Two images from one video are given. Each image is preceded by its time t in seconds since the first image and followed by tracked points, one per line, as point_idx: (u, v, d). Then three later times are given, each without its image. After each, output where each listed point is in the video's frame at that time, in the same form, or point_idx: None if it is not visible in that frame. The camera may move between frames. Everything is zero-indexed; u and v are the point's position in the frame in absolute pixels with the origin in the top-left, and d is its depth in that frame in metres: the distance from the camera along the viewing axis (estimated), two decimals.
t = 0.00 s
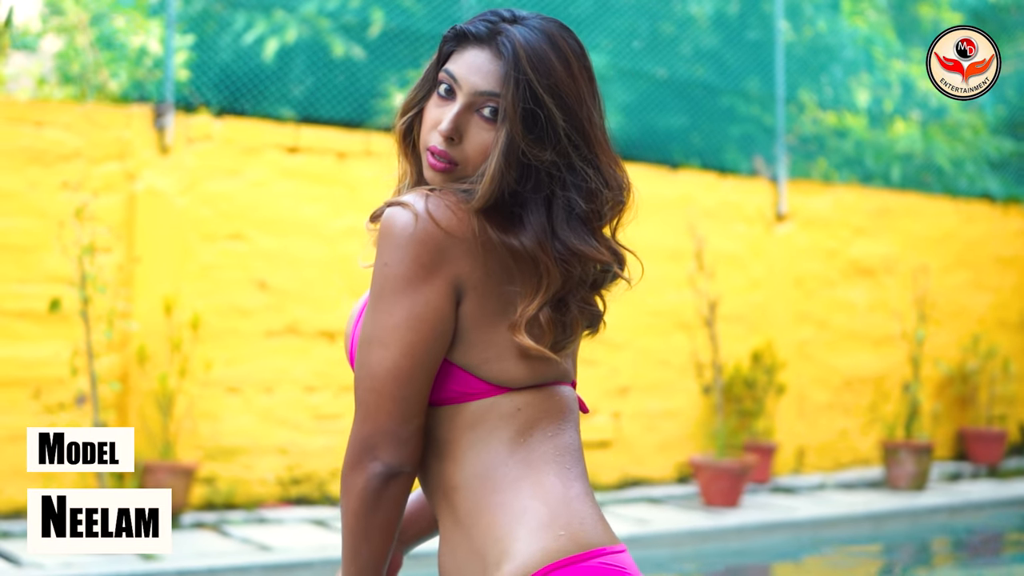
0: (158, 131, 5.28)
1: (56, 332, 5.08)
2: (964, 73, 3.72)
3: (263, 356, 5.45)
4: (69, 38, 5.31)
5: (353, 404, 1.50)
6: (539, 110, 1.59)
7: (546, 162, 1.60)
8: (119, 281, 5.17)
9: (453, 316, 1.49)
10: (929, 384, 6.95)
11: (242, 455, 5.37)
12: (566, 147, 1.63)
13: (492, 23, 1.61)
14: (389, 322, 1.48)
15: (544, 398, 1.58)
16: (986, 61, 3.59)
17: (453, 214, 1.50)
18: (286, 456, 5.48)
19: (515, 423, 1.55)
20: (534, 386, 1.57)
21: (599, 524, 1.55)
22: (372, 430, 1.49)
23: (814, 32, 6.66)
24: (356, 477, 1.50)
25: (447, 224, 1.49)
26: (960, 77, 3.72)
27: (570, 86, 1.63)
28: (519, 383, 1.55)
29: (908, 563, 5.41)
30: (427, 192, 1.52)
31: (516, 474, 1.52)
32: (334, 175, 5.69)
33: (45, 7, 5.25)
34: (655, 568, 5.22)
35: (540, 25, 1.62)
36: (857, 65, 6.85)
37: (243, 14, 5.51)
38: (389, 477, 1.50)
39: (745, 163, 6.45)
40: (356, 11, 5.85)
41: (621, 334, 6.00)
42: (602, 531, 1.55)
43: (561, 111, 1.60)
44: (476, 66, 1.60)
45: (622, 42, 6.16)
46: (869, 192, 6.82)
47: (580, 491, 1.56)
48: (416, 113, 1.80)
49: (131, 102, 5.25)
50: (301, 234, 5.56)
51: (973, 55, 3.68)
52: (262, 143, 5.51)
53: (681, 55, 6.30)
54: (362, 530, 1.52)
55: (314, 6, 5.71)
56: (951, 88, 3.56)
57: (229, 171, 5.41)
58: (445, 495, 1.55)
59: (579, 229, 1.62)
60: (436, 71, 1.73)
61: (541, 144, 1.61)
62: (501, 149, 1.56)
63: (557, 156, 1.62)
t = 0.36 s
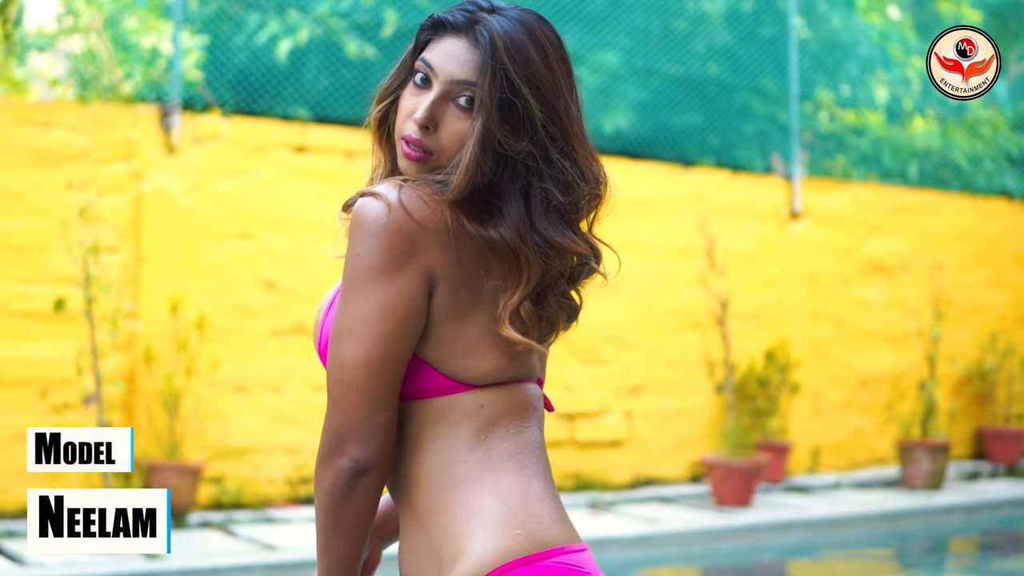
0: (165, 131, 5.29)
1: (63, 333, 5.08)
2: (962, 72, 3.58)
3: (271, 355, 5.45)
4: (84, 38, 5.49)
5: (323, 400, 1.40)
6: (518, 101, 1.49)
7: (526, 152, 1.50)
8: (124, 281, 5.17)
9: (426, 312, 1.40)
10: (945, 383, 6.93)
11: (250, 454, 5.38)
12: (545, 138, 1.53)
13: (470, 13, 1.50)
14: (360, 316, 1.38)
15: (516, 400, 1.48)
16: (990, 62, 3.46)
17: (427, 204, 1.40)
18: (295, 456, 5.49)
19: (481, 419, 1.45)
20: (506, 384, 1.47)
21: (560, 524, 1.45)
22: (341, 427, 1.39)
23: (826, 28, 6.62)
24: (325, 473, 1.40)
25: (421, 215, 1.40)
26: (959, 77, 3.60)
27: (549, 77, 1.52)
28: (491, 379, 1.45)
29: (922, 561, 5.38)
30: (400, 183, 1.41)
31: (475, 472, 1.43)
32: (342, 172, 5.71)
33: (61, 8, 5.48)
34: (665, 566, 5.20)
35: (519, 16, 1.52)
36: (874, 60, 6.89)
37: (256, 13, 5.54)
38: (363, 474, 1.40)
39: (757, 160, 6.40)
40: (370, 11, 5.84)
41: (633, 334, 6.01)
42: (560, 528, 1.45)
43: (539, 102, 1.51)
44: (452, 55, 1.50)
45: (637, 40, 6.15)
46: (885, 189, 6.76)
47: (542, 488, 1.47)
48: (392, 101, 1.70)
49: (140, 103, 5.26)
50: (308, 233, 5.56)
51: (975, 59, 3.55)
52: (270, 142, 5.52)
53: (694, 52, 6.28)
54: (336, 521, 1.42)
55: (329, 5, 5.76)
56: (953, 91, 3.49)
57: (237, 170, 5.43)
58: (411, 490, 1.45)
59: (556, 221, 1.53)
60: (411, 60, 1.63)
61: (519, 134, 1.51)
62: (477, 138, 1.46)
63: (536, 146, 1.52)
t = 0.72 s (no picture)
0: (184, 134, 5.30)
1: (81, 336, 5.10)
2: (964, 74, 3.36)
3: (290, 357, 5.45)
4: (110, 41, 5.52)
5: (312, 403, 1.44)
6: (513, 101, 1.54)
7: (516, 154, 1.54)
8: (141, 283, 5.18)
9: (415, 312, 1.45)
10: (974, 385, 6.88)
11: (270, 456, 5.37)
12: (536, 141, 1.58)
13: (465, 12, 1.55)
14: (351, 315, 1.42)
15: (497, 401, 1.54)
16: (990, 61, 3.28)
17: (419, 208, 1.45)
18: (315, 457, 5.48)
19: (460, 424, 1.50)
20: (488, 387, 1.52)
21: (535, 531, 1.51)
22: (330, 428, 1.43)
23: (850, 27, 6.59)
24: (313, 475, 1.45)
25: (412, 218, 1.44)
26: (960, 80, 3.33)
27: (542, 79, 1.57)
28: (474, 383, 1.51)
29: (949, 562, 5.33)
30: (391, 185, 1.46)
31: (452, 476, 1.49)
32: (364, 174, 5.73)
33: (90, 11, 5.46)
34: (687, 568, 5.17)
35: (511, 16, 1.57)
36: (902, 61, 6.91)
37: (282, 15, 5.62)
38: (350, 480, 1.44)
39: (784, 161, 6.37)
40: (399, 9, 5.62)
41: (657, 335, 5.99)
42: (533, 534, 1.51)
43: (535, 103, 1.55)
44: (447, 54, 1.54)
45: (663, 40, 6.13)
46: (913, 188, 6.71)
47: (518, 496, 1.52)
48: (384, 99, 1.74)
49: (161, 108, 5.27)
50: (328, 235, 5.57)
51: (976, 60, 3.32)
52: (289, 144, 5.54)
53: (719, 51, 6.24)
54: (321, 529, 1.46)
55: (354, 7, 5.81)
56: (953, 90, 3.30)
57: (257, 172, 5.43)
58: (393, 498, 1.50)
59: (543, 224, 1.57)
60: (406, 58, 1.67)
61: (513, 135, 1.56)
62: (471, 138, 1.51)
63: (528, 148, 1.57)
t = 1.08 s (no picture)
0: (221, 141, 5.35)
1: (119, 342, 5.17)
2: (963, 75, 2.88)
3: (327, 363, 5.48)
4: (154, 48, 5.45)
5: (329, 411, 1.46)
6: (524, 109, 1.58)
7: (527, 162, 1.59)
8: (177, 290, 5.24)
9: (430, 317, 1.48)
10: (1018, 388, 6.90)
11: (307, 461, 5.41)
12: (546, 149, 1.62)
13: (476, 19, 1.59)
14: (368, 322, 1.45)
15: (499, 413, 1.57)
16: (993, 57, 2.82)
17: (431, 217, 1.49)
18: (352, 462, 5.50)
19: (460, 437, 1.54)
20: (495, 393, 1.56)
21: (532, 544, 1.55)
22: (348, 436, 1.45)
23: (892, 31, 6.52)
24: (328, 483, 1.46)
25: (424, 228, 1.48)
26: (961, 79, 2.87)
27: (551, 86, 1.61)
28: (478, 395, 1.54)
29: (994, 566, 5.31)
30: (404, 196, 1.50)
31: (449, 488, 1.52)
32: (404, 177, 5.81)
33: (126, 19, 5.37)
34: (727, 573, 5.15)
35: (520, 24, 1.61)
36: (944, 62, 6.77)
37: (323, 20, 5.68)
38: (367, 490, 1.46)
39: (828, 165, 6.36)
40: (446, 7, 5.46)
41: (697, 339, 5.98)
42: (527, 546, 1.54)
43: (545, 110, 1.59)
44: (459, 61, 1.58)
45: (704, 43, 6.09)
46: (958, 190, 6.69)
47: (515, 509, 1.56)
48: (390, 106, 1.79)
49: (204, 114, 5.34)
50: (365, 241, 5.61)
51: (978, 55, 2.83)
52: (327, 149, 5.61)
53: (762, 52, 6.20)
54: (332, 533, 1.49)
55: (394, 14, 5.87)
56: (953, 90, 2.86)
57: (294, 178, 5.49)
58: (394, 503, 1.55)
59: (551, 232, 1.62)
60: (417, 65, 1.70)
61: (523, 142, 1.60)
62: (483, 144, 1.55)
63: (539, 156, 1.61)
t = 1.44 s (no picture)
0: (267, 147, 5.43)
1: (166, 349, 5.23)
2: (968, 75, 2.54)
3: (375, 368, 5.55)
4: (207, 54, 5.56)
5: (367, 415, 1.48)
6: (543, 119, 1.64)
7: (546, 174, 1.64)
8: (221, 296, 5.31)
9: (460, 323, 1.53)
10: None
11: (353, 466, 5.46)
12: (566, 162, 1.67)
13: (491, 33, 1.64)
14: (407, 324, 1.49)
15: (508, 430, 1.63)
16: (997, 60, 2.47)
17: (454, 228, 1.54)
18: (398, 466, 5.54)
19: (465, 453, 1.61)
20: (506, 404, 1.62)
21: (532, 559, 1.62)
22: (386, 436, 1.46)
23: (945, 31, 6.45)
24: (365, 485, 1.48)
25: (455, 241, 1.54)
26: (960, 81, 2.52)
27: (568, 97, 1.67)
28: (491, 408, 1.61)
29: None
30: (434, 208, 1.56)
31: (450, 503, 1.59)
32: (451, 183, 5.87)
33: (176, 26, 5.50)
34: None
35: (537, 37, 1.66)
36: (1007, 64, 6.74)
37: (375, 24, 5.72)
38: (411, 491, 1.47)
39: (878, 167, 6.35)
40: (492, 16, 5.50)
41: (746, 343, 5.96)
42: (527, 559, 1.61)
43: (563, 120, 1.64)
44: (476, 74, 1.63)
45: (754, 45, 6.06)
46: (1011, 192, 6.70)
47: (519, 522, 1.63)
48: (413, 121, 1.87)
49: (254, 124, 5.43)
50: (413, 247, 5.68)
51: (979, 54, 2.50)
52: (372, 157, 5.65)
53: (813, 54, 6.17)
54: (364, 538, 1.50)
55: (444, 17, 5.85)
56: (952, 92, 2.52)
57: (341, 185, 5.57)
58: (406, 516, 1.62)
59: (571, 243, 1.68)
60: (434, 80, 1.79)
61: (543, 153, 1.65)
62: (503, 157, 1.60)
63: (558, 167, 1.66)
